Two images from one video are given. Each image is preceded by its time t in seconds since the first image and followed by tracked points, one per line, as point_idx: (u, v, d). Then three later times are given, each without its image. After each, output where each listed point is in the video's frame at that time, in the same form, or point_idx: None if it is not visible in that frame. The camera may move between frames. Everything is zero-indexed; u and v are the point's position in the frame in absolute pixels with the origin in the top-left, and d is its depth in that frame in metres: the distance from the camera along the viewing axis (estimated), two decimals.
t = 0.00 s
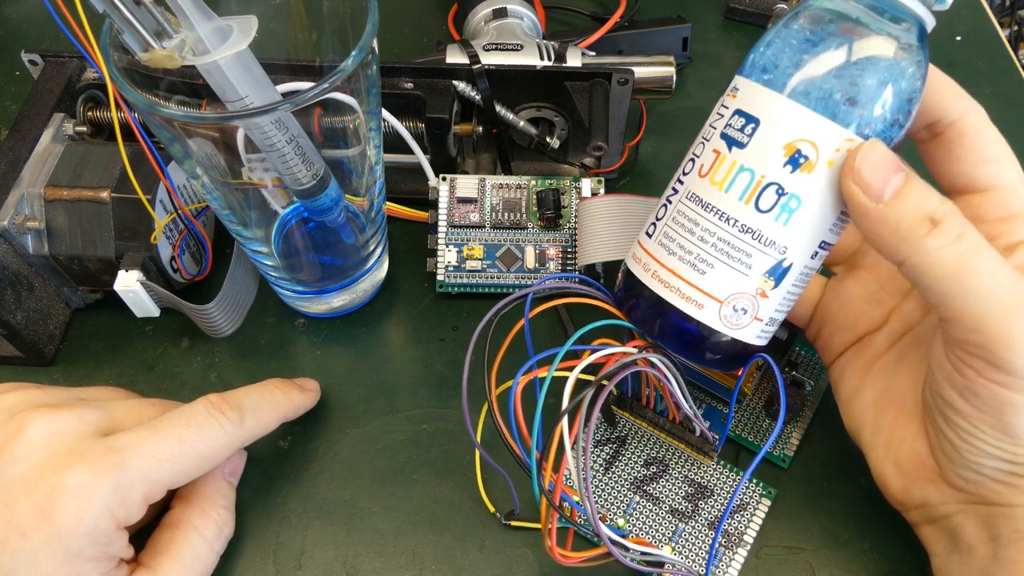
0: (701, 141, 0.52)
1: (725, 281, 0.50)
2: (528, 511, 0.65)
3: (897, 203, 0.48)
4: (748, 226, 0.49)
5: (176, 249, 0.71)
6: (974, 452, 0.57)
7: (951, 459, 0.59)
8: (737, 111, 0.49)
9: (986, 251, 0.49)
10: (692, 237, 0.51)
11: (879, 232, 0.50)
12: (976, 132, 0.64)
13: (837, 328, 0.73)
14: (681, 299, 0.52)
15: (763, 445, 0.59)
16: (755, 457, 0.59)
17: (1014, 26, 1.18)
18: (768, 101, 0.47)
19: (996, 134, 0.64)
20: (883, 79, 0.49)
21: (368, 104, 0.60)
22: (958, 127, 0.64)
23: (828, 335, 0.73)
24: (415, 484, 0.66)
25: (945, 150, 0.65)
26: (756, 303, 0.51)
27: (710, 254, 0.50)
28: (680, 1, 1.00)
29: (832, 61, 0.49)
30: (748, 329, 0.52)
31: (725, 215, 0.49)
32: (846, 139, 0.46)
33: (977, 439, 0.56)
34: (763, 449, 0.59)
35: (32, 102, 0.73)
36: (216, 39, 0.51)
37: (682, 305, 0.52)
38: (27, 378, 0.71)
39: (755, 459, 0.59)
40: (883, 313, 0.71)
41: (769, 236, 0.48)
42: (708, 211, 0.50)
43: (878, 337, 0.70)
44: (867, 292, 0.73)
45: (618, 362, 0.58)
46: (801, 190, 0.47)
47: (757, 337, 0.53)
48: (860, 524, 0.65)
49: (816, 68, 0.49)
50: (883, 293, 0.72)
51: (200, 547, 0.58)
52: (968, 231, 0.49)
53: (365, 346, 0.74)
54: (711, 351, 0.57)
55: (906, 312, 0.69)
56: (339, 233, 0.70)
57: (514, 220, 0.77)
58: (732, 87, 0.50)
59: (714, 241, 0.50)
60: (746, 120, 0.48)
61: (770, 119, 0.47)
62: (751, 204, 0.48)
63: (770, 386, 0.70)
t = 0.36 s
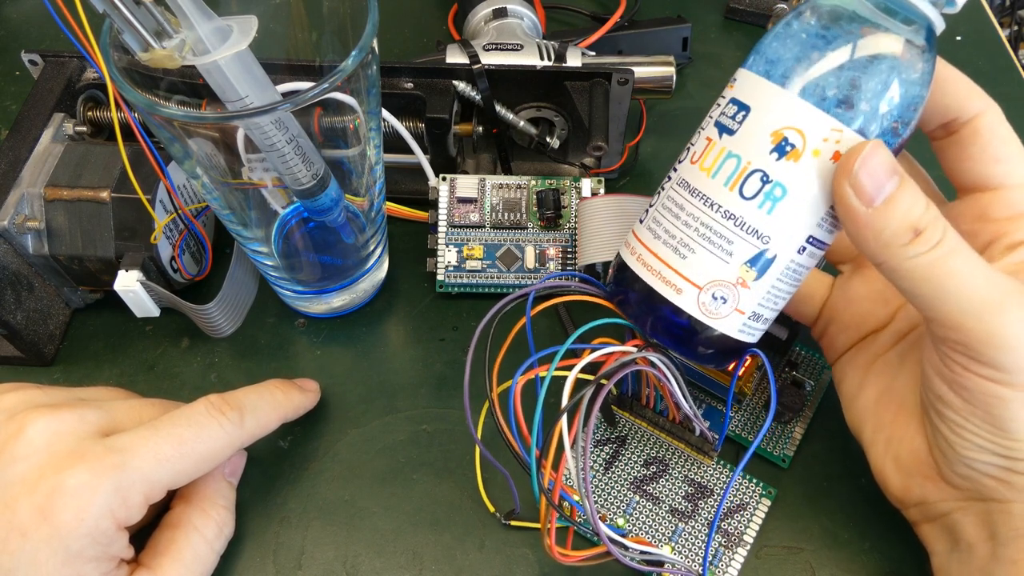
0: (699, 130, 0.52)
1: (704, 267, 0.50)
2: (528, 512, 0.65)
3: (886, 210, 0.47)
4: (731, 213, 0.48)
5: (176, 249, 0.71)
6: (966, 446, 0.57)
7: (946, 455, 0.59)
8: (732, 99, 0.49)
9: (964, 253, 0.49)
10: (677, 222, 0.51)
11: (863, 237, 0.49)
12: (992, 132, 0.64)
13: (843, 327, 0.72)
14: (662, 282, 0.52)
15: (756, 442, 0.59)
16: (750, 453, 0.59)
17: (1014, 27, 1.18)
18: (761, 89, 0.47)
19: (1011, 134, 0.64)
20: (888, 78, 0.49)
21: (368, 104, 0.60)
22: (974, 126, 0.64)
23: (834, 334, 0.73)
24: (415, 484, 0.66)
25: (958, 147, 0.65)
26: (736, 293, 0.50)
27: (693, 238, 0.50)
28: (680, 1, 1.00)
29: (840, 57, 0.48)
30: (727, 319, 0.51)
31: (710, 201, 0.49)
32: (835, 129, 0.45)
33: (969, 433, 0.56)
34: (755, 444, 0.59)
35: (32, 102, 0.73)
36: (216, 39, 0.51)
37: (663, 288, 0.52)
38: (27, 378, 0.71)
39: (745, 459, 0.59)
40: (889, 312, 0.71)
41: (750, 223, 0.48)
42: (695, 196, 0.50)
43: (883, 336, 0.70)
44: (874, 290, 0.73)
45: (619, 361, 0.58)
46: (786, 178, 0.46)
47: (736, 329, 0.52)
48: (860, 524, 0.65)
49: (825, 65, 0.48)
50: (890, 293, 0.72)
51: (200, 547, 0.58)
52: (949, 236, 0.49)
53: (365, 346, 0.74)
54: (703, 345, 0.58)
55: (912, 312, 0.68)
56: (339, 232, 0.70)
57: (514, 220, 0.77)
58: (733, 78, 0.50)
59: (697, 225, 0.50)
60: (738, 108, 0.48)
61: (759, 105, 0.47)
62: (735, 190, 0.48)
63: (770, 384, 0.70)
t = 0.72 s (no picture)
0: (702, 128, 0.52)
1: (707, 266, 0.50)
2: (528, 512, 0.65)
3: (890, 209, 0.47)
4: (733, 212, 0.48)
5: (176, 249, 0.71)
6: (970, 449, 0.57)
7: (950, 457, 0.59)
8: (735, 97, 0.49)
9: (966, 251, 0.49)
10: (680, 221, 0.51)
11: (865, 236, 0.49)
12: (998, 132, 0.64)
13: (844, 326, 0.72)
14: (664, 281, 0.52)
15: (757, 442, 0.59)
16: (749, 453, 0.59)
17: (1014, 27, 1.18)
18: (765, 87, 0.47)
19: (1017, 134, 0.64)
20: (894, 77, 0.49)
21: (368, 104, 0.60)
22: (981, 126, 0.64)
23: (836, 332, 0.73)
24: (415, 484, 0.66)
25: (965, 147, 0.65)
26: (737, 292, 0.50)
27: (696, 237, 0.50)
28: (680, 2, 1.00)
29: (844, 55, 0.48)
30: (727, 318, 0.51)
31: (713, 200, 0.49)
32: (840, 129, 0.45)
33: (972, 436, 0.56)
34: (756, 443, 0.59)
35: (32, 102, 0.73)
36: (216, 39, 0.51)
37: (664, 287, 0.53)
38: (27, 378, 0.71)
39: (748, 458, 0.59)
40: (891, 312, 0.71)
41: (752, 223, 0.48)
42: (698, 195, 0.50)
43: (884, 335, 0.70)
44: (875, 289, 0.73)
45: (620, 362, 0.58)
46: (789, 178, 0.46)
47: (737, 327, 0.52)
48: (860, 524, 0.65)
49: (829, 64, 0.48)
50: (891, 293, 0.72)
51: (200, 547, 0.58)
52: (951, 236, 0.49)
53: (365, 346, 0.74)
54: (705, 343, 0.59)
55: (913, 312, 0.69)
56: (339, 232, 0.70)
57: (514, 220, 0.77)
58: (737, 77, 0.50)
59: (699, 224, 0.50)
60: (742, 106, 0.48)
61: (761, 103, 0.47)
62: (738, 190, 0.48)
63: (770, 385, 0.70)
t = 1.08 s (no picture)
0: (714, 145, 0.52)
1: (746, 288, 0.52)
2: (528, 512, 0.65)
3: (906, 210, 0.50)
4: (769, 236, 0.49)
5: (176, 249, 0.71)
6: (983, 462, 0.56)
7: (960, 468, 0.59)
8: (753, 118, 0.48)
9: (980, 252, 0.50)
10: (711, 247, 0.52)
11: (882, 237, 0.51)
12: (971, 134, 0.63)
13: (833, 325, 0.74)
14: (705, 308, 0.53)
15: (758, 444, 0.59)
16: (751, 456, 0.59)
17: (1014, 27, 1.18)
18: (785, 110, 0.46)
19: (990, 135, 0.64)
20: (895, 69, 0.48)
21: (367, 104, 0.60)
22: (952, 129, 0.63)
23: (824, 331, 0.74)
24: (415, 484, 0.66)
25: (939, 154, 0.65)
26: (776, 306, 0.53)
27: (732, 264, 0.51)
28: (680, 2, 1.00)
29: (839, 53, 0.49)
30: (767, 330, 0.54)
31: (746, 226, 0.50)
32: (865, 146, 0.46)
33: (984, 448, 0.56)
34: (762, 447, 0.59)
35: (32, 102, 0.73)
36: (216, 39, 0.51)
37: (706, 313, 0.53)
38: (27, 378, 0.71)
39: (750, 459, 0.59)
40: (882, 310, 0.71)
41: (789, 243, 0.49)
42: (728, 221, 0.51)
43: (876, 336, 0.70)
44: (865, 288, 0.73)
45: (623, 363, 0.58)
46: (822, 198, 0.48)
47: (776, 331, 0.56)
48: (860, 524, 0.65)
49: (822, 64, 0.49)
50: (882, 291, 0.72)
51: (200, 547, 0.58)
52: (964, 238, 0.51)
53: (365, 346, 0.74)
54: (722, 347, 0.60)
55: (905, 311, 0.69)
56: (339, 233, 0.70)
57: (514, 220, 0.77)
58: (743, 91, 0.49)
59: (735, 250, 0.51)
60: (763, 129, 0.48)
61: (789, 130, 0.46)
62: (773, 215, 0.49)
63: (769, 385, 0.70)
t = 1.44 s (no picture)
0: (717, 146, 0.52)
1: (749, 289, 0.52)
2: (528, 512, 0.65)
3: (908, 211, 0.50)
4: (773, 237, 0.49)
5: (176, 249, 0.71)
6: (983, 462, 0.56)
7: (961, 467, 0.59)
8: (756, 120, 0.48)
9: (981, 252, 0.50)
10: (714, 248, 0.52)
11: (884, 236, 0.51)
12: (970, 133, 0.62)
13: (830, 323, 0.74)
14: (707, 308, 0.53)
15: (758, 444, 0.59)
16: (750, 456, 0.59)
17: (1014, 27, 1.18)
18: (789, 113, 0.46)
19: (990, 133, 0.63)
20: (898, 64, 0.48)
21: (368, 104, 0.60)
22: (952, 127, 0.63)
23: (822, 329, 0.74)
24: (415, 484, 0.66)
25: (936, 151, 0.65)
26: (778, 306, 0.53)
27: (736, 265, 0.51)
28: (680, 2, 1.00)
29: (841, 50, 0.48)
30: (769, 328, 0.54)
31: (750, 227, 0.50)
32: (867, 149, 0.46)
33: (985, 448, 0.56)
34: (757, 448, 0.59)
35: (32, 102, 0.73)
36: (216, 39, 0.51)
37: (708, 313, 0.54)
38: (27, 378, 0.71)
39: (750, 459, 0.59)
40: (881, 308, 0.71)
41: (792, 245, 0.50)
42: (731, 223, 0.51)
43: (875, 335, 0.70)
44: (865, 285, 0.73)
45: (623, 363, 0.58)
46: (825, 200, 0.48)
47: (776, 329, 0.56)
48: (861, 524, 0.65)
49: (825, 60, 0.48)
50: (882, 289, 0.72)
51: (200, 546, 0.58)
52: (966, 238, 0.51)
53: (365, 346, 0.74)
54: (722, 341, 0.61)
55: (904, 309, 0.69)
56: (339, 233, 0.70)
57: (514, 220, 0.77)
58: (747, 92, 0.49)
59: (739, 252, 0.51)
60: (767, 132, 0.48)
61: (794, 132, 0.46)
62: (777, 216, 0.49)
63: (768, 386, 0.70)
